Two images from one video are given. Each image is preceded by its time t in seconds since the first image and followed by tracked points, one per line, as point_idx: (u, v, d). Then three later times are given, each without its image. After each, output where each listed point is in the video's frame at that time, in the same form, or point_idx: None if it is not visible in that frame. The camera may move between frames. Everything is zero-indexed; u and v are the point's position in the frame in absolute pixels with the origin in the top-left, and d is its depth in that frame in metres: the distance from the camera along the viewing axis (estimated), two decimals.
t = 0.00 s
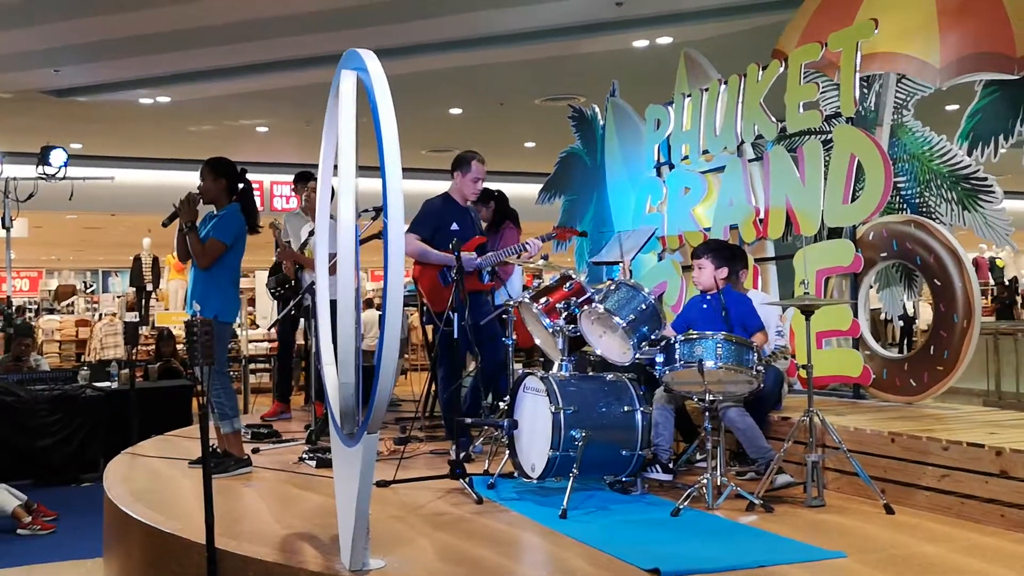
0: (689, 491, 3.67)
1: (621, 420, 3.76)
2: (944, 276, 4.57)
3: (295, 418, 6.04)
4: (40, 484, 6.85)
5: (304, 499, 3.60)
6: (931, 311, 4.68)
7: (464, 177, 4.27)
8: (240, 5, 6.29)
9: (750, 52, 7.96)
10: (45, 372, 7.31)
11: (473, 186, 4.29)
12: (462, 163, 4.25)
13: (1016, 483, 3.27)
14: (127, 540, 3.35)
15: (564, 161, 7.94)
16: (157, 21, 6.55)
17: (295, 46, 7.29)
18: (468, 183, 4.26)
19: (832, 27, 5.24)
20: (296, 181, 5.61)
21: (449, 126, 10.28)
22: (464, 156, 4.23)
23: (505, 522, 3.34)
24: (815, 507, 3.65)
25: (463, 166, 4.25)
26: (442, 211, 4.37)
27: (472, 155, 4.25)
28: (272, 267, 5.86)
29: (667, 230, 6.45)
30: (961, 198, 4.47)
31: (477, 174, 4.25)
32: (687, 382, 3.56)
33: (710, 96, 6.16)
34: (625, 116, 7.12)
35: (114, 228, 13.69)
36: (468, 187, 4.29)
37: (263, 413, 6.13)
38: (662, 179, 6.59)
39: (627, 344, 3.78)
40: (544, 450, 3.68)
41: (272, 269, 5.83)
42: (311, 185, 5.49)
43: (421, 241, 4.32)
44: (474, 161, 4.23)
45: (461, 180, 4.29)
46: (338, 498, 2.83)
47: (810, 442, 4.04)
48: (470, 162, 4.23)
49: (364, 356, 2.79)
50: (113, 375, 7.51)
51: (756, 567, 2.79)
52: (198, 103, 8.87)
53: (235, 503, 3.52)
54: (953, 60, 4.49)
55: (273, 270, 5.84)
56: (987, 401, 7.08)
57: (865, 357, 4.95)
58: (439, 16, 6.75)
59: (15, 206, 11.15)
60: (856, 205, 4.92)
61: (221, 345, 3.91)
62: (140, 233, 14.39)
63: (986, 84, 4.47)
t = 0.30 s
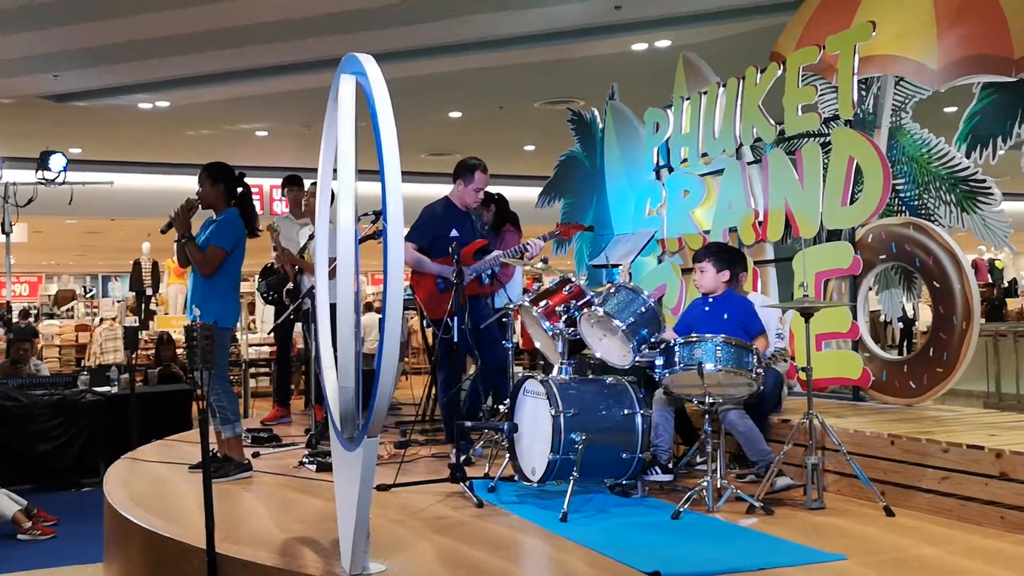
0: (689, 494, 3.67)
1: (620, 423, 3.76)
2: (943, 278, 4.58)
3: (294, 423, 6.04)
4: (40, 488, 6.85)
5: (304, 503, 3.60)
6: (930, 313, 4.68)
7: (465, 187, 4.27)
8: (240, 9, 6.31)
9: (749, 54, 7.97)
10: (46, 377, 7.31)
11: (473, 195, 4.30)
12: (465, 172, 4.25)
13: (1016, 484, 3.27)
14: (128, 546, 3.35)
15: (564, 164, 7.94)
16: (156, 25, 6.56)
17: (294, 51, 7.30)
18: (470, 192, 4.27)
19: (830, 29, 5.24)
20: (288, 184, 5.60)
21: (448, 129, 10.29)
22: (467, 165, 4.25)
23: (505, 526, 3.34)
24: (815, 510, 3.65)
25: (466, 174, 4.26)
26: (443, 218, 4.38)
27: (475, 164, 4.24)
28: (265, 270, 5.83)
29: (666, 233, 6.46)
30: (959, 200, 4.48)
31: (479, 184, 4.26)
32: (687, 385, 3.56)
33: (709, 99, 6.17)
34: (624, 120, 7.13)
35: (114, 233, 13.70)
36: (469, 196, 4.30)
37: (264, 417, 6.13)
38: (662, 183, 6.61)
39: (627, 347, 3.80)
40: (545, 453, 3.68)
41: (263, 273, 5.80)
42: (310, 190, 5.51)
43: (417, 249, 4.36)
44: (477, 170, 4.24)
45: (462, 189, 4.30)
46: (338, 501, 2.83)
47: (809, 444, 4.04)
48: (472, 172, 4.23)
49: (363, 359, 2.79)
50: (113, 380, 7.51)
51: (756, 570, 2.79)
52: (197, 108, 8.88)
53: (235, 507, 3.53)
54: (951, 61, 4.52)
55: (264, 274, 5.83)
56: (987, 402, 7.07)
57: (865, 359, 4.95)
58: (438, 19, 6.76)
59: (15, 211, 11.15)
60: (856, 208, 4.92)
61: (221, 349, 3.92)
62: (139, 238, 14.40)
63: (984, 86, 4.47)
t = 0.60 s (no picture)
0: (684, 502, 3.66)
1: (615, 431, 3.76)
2: (937, 287, 4.59)
3: (288, 429, 6.03)
4: (33, 495, 6.82)
5: (298, 511, 3.58)
6: (925, 322, 4.69)
7: (458, 200, 4.26)
8: (235, 15, 6.30)
9: (745, 62, 7.99)
10: (39, 382, 7.28)
11: (467, 208, 4.29)
12: (458, 185, 4.23)
13: (1010, 494, 3.27)
14: (121, 553, 3.33)
15: (559, 172, 7.95)
16: (151, 31, 6.56)
17: (290, 57, 7.30)
18: (462, 207, 4.26)
19: (826, 37, 5.21)
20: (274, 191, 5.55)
21: (444, 136, 10.30)
22: (460, 178, 4.23)
23: (500, 534, 3.33)
24: (810, 519, 3.65)
25: (459, 188, 4.24)
26: (438, 227, 4.41)
27: (468, 177, 4.22)
28: (254, 276, 5.81)
29: (662, 240, 6.47)
30: (954, 210, 4.49)
31: (472, 198, 4.23)
32: (682, 393, 3.57)
33: (705, 107, 6.18)
34: (619, 127, 7.14)
35: (108, 238, 13.66)
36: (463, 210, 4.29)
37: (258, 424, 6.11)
38: (657, 190, 6.62)
39: (623, 354, 3.82)
40: (539, 461, 3.67)
41: (253, 279, 5.79)
42: (306, 196, 5.51)
43: (410, 258, 4.39)
44: (470, 184, 4.21)
45: (458, 204, 4.29)
46: (332, 509, 2.82)
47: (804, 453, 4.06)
48: (466, 187, 4.22)
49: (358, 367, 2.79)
50: (107, 386, 7.49)
51: None
52: (193, 113, 8.87)
53: (229, 514, 3.51)
54: (947, 71, 4.49)
55: (253, 281, 5.82)
56: (981, 410, 7.08)
57: (859, 367, 4.97)
58: (434, 26, 6.77)
59: (9, 215, 11.12)
60: (852, 216, 4.93)
61: (215, 355, 3.91)
62: (134, 243, 14.37)
63: (978, 96, 4.41)
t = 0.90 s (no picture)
0: (671, 508, 3.65)
1: (604, 436, 3.76)
2: (925, 296, 4.61)
3: (275, 431, 6.00)
4: (17, 495, 6.75)
5: (285, 513, 3.57)
6: (913, 331, 4.72)
7: (447, 209, 4.29)
8: (227, 16, 6.29)
9: (736, 70, 8.03)
10: (24, 382, 7.22)
11: (456, 216, 4.31)
12: (446, 193, 4.25)
13: (996, 503, 3.29)
14: (105, 554, 3.31)
15: (550, 177, 7.96)
16: (143, 31, 6.54)
17: (283, 59, 7.29)
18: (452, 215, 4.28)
19: (817, 46, 5.22)
20: (260, 196, 5.48)
21: (435, 139, 10.29)
22: (449, 186, 4.25)
23: (488, 538, 3.32)
24: (798, 526, 3.66)
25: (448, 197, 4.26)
26: (431, 234, 4.43)
27: (456, 185, 4.24)
28: (236, 278, 5.79)
29: (652, 246, 6.48)
30: (943, 219, 4.52)
31: (458, 207, 4.25)
32: (671, 399, 3.57)
33: (696, 114, 6.20)
34: (610, 133, 7.16)
35: (96, 237, 13.57)
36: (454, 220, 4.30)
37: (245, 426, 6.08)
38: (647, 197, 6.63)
39: (612, 360, 3.81)
40: (528, 466, 3.67)
41: (235, 280, 5.76)
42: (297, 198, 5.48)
43: (405, 265, 4.42)
44: (455, 193, 4.23)
45: (449, 213, 4.31)
46: (319, 513, 2.80)
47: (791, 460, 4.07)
48: (453, 196, 4.23)
49: (347, 370, 2.78)
50: (93, 386, 7.43)
51: None
52: (183, 113, 8.84)
53: (215, 516, 3.49)
54: (934, 82, 4.53)
55: (235, 282, 5.80)
56: (967, 419, 7.12)
57: (847, 375, 4.99)
58: (427, 30, 6.78)
59: None
60: (841, 224, 4.93)
61: (203, 355, 3.90)
62: (122, 243, 14.28)
63: (968, 106, 4.41)
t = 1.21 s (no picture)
0: (667, 512, 3.66)
1: (600, 439, 3.77)
2: (921, 302, 4.63)
3: (271, 433, 5.99)
4: (11, 494, 6.74)
5: (280, 515, 3.56)
6: (908, 337, 4.72)
7: (442, 212, 4.28)
8: (226, 17, 6.30)
9: (734, 76, 8.05)
10: (19, 381, 7.20)
11: (452, 218, 4.30)
12: (441, 197, 4.27)
13: (991, 509, 3.30)
14: (99, 554, 3.30)
15: (547, 180, 8.00)
16: (141, 31, 6.54)
17: (282, 60, 7.29)
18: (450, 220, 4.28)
19: (814, 52, 5.25)
20: (256, 197, 5.53)
21: (433, 142, 10.30)
22: (443, 190, 4.26)
23: (484, 541, 3.32)
24: (792, 531, 3.66)
25: (444, 201, 4.26)
26: (428, 240, 4.48)
27: (451, 189, 4.25)
28: (232, 279, 5.80)
29: (648, 251, 6.50)
30: (939, 225, 4.53)
31: (452, 210, 4.24)
32: (667, 403, 3.57)
33: (694, 119, 6.20)
34: (608, 137, 7.17)
35: (93, 237, 13.55)
36: (451, 221, 4.30)
37: (241, 427, 6.07)
38: (644, 201, 6.64)
39: (610, 364, 3.83)
40: (523, 469, 3.67)
41: (231, 281, 5.78)
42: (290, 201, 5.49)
43: (405, 271, 4.46)
44: (448, 196, 4.23)
45: (444, 216, 4.31)
46: (315, 514, 2.80)
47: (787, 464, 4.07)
48: (448, 199, 4.23)
49: (343, 372, 2.78)
50: (88, 386, 7.42)
51: None
52: (181, 114, 8.84)
53: (210, 517, 3.48)
54: (932, 89, 4.55)
55: (232, 284, 5.81)
56: (962, 425, 7.13)
57: (843, 381, 5.00)
58: (425, 34, 6.79)
59: None
60: (839, 228, 4.97)
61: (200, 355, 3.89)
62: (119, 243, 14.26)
63: (965, 113, 4.42)
